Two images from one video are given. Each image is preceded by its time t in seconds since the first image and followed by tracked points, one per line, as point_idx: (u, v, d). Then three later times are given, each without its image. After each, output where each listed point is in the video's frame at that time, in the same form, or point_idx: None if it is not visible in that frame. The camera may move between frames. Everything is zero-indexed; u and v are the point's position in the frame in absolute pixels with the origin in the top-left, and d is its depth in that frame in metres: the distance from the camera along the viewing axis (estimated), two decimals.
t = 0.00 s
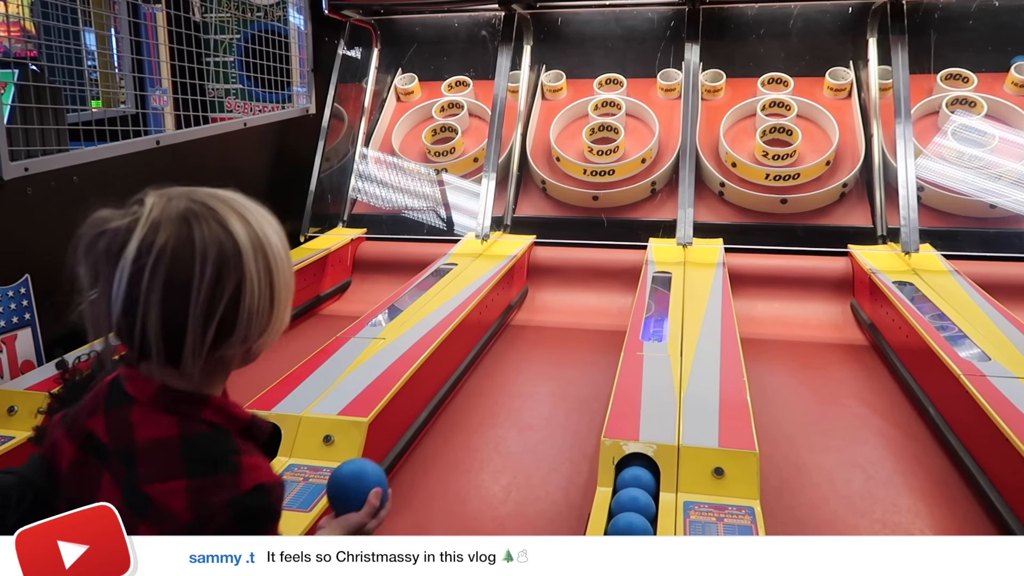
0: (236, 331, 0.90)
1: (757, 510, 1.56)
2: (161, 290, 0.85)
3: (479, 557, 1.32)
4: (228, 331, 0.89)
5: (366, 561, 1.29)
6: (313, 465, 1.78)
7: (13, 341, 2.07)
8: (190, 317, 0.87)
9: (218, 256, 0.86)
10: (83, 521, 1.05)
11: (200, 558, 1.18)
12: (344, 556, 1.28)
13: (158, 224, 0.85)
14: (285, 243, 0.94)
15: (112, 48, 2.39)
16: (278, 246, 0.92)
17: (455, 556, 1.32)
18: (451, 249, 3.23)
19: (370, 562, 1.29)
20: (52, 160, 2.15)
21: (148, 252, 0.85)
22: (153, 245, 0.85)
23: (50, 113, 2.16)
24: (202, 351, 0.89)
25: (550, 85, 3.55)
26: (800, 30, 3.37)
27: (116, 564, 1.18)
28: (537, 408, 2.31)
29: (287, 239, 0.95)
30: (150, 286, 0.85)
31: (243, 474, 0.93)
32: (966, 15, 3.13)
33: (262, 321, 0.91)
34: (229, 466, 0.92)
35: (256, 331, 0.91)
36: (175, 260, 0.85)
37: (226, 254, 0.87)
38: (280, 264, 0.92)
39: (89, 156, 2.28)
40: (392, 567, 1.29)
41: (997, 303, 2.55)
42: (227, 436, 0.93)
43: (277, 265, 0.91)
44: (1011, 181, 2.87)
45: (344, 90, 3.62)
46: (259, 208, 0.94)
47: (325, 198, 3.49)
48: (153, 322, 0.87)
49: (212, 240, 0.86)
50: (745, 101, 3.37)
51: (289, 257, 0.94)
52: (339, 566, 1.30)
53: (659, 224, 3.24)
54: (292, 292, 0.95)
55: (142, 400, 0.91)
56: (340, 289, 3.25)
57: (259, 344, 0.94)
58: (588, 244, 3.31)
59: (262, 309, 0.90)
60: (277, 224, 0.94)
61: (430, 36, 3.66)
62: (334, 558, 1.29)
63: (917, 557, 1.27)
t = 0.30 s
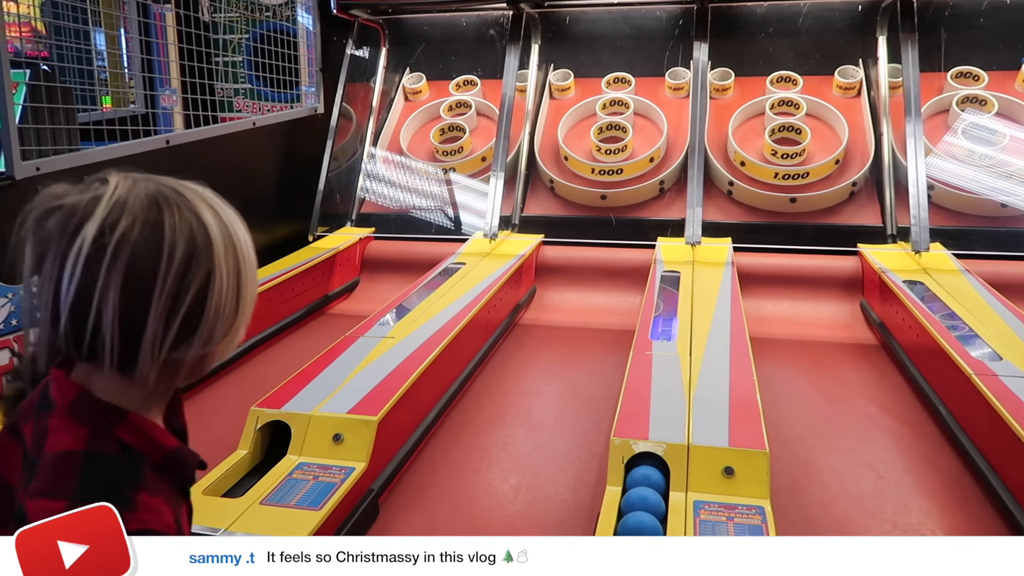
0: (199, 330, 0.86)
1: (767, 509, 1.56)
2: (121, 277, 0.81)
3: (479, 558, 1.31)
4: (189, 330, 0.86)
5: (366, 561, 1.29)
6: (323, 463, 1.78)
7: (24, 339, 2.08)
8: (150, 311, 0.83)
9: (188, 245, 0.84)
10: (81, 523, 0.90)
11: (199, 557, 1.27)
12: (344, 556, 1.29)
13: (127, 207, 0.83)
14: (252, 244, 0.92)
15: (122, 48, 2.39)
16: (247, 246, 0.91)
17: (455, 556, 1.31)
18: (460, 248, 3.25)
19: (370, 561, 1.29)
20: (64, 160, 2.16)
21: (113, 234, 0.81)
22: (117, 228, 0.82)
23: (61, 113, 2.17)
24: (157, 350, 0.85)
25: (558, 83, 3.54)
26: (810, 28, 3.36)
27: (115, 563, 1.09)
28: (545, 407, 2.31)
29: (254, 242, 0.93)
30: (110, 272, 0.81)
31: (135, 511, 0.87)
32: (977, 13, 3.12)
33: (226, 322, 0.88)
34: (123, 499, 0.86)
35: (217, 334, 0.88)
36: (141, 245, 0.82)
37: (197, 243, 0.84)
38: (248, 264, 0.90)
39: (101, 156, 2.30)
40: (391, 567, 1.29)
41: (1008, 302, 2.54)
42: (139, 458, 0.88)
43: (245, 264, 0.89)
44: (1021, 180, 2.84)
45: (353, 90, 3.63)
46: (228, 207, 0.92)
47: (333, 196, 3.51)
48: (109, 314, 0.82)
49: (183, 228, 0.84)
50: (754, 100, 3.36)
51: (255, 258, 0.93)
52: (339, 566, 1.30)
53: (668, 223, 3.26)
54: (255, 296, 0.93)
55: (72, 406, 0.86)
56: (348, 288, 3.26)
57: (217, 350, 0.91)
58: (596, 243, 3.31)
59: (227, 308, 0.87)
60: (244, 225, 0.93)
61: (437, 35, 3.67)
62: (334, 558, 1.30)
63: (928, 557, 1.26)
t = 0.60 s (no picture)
0: (158, 307, 0.80)
1: (774, 507, 1.55)
2: (80, 243, 0.75)
3: (479, 567, 1.24)
4: (148, 306, 0.79)
5: (366, 570, 1.24)
6: (330, 460, 1.79)
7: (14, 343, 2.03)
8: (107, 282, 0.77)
9: (156, 217, 0.79)
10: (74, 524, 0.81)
11: (198, 566, 1.20)
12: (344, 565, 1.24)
13: (94, 175, 0.78)
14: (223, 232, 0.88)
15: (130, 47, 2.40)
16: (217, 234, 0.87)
17: (455, 565, 1.25)
18: (466, 246, 3.26)
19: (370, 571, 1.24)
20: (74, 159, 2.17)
21: (76, 199, 0.76)
22: (81, 193, 0.77)
23: (70, 112, 2.18)
24: (112, 327, 0.78)
25: (564, 83, 3.55)
26: (817, 26, 3.36)
27: (119, 565, 0.88)
28: (551, 405, 2.31)
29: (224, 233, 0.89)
30: (67, 237, 0.75)
31: (55, 489, 0.78)
32: (986, 10, 3.12)
33: (188, 302, 0.82)
34: (44, 476, 0.78)
35: (178, 314, 0.82)
36: (105, 213, 0.77)
37: (166, 216, 0.80)
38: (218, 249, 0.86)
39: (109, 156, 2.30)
40: None
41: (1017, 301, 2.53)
42: (71, 436, 0.80)
43: (214, 248, 0.85)
44: None
45: (360, 88, 3.62)
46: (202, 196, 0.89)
47: (340, 196, 3.50)
48: (61, 283, 0.75)
49: (152, 199, 0.80)
50: (761, 98, 3.35)
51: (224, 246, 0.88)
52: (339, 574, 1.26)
53: (674, 221, 3.26)
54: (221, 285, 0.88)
55: (15, 389, 0.80)
56: (355, 287, 3.27)
57: (176, 335, 0.84)
58: (602, 241, 3.31)
59: (191, 288, 0.82)
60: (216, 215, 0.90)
61: (444, 34, 3.68)
62: (333, 567, 1.25)
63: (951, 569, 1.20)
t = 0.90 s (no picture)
0: (162, 288, 0.79)
1: (779, 506, 1.55)
2: (80, 224, 0.74)
3: None
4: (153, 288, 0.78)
5: None
6: (335, 458, 1.79)
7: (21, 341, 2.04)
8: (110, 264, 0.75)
9: (157, 200, 0.79)
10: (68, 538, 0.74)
11: None
12: None
13: (91, 160, 0.78)
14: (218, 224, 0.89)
15: (134, 45, 2.42)
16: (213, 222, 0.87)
17: None
18: (470, 245, 3.26)
19: None
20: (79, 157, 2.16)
21: (75, 183, 0.76)
22: (79, 177, 0.77)
23: (75, 111, 2.16)
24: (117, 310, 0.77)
25: (568, 81, 3.54)
26: (822, 25, 3.35)
27: None
28: (555, 403, 2.31)
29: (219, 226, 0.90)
30: (68, 217, 0.74)
31: (65, 467, 0.76)
32: (991, 9, 3.12)
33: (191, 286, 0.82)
34: (52, 456, 0.76)
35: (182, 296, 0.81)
36: (104, 195, 0.76)
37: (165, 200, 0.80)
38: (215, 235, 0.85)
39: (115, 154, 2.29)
40: None
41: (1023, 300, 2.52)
42: (76, 419, 0.78)
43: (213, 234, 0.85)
44: None
45: (364, 87, 3.63)
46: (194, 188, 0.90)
47: (344, 194, 3.51)
48: (63, 267, 0.74)
49: (150, 183, 0.80)
50: (765, 97, 3.35)
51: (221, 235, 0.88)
52: None
53: (678, 220, 3.26)
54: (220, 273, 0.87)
55: (21, 377, 0.78)
56: (359, 286, 3.27)
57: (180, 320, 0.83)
58: (606, 240, 3.31)
59: (194, 271, 0.81)
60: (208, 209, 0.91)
61: (448, 32, 3.69)
62: None
63: None
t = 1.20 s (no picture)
0: (137, 313, 0.76)
1: (802, 508, 1.54)
2: (43, 251, 0.74)
3: None
4: (128, 313, 0.76)
5: None
6: (356, 456, 1.79)
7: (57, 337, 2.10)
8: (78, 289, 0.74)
9: (131, 221, 0.76)
10: None
11: None
12: None
13: (60, 180, 0.76)
14: (225, 237, 0.84)
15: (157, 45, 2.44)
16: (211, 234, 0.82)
17: None
18: (489, 244, 3.26)
19: None
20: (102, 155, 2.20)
21: (40, 207, 0.75)
22: (45, 200, 0.75)
23: (100, 109, 2.20)
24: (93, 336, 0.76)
25: (587, 80, 3.54)
26: (845, 23, 3.33)
27: None
28: (575, 403, 2.31)
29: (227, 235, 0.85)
30: (32, 247, 0.74)
31: (14, 517, 0.77)
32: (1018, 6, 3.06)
33: (178, 308, 0.78)
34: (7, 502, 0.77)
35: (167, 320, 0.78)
36: (71, 217, 0.75)
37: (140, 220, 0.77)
38: (210, 249, 0.81)
39: (138, 152, 2.32)
40: None
41: None
42: (50, 460, 0.80)
43: (209, 250, 0.81)
44: None
45: (383, 87, 3.65)
46: (200, 196, 0.86)
47: (364, 193, 3.53)
48: (30, 294, 0.74)
49: (127, 202, 0.77)
50: (786, 95, 3.32)
51: (225, 248, 0.84)
52: None
53: (698, 220, 3.24)
54: (221, 289, 0.83)
55: (13, 399, 0.82)
56: (378, 284, 3.28)
57: (173, 342, 0.81)
58: (625, 240, 3.30)
59: (178, 293, 0.78)
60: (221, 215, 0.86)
61: (468, 31, 3.69)
62: None
63: None
